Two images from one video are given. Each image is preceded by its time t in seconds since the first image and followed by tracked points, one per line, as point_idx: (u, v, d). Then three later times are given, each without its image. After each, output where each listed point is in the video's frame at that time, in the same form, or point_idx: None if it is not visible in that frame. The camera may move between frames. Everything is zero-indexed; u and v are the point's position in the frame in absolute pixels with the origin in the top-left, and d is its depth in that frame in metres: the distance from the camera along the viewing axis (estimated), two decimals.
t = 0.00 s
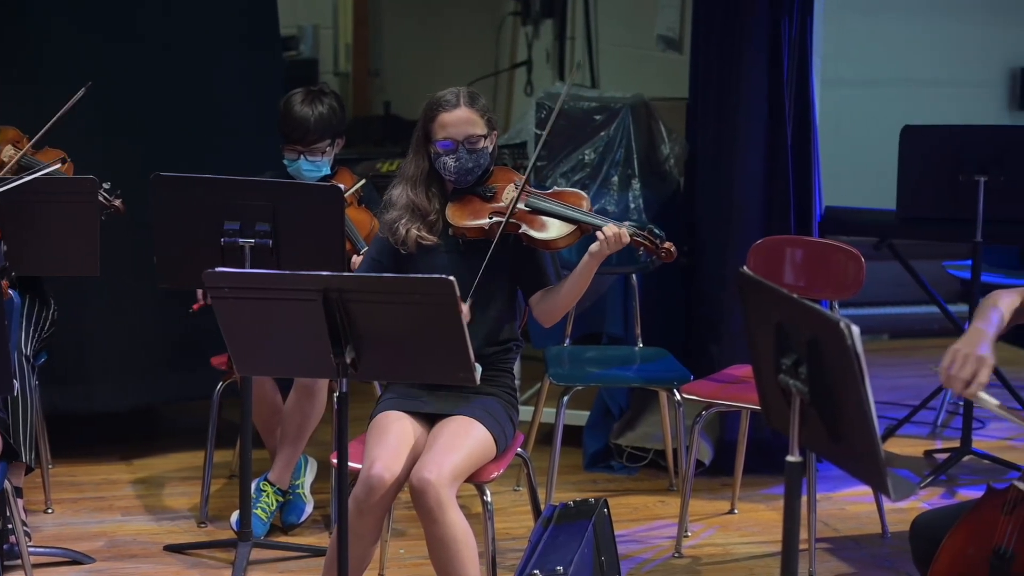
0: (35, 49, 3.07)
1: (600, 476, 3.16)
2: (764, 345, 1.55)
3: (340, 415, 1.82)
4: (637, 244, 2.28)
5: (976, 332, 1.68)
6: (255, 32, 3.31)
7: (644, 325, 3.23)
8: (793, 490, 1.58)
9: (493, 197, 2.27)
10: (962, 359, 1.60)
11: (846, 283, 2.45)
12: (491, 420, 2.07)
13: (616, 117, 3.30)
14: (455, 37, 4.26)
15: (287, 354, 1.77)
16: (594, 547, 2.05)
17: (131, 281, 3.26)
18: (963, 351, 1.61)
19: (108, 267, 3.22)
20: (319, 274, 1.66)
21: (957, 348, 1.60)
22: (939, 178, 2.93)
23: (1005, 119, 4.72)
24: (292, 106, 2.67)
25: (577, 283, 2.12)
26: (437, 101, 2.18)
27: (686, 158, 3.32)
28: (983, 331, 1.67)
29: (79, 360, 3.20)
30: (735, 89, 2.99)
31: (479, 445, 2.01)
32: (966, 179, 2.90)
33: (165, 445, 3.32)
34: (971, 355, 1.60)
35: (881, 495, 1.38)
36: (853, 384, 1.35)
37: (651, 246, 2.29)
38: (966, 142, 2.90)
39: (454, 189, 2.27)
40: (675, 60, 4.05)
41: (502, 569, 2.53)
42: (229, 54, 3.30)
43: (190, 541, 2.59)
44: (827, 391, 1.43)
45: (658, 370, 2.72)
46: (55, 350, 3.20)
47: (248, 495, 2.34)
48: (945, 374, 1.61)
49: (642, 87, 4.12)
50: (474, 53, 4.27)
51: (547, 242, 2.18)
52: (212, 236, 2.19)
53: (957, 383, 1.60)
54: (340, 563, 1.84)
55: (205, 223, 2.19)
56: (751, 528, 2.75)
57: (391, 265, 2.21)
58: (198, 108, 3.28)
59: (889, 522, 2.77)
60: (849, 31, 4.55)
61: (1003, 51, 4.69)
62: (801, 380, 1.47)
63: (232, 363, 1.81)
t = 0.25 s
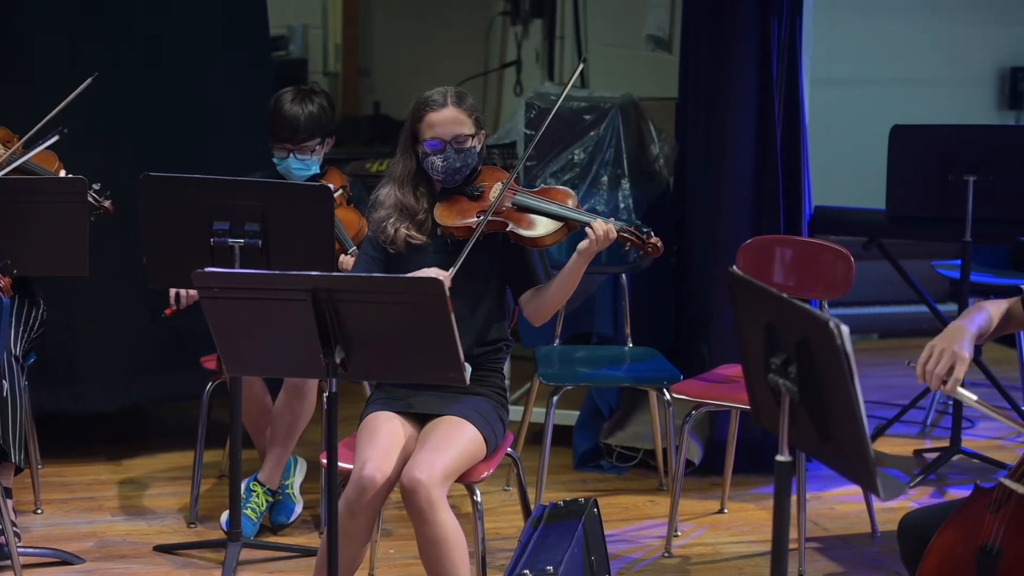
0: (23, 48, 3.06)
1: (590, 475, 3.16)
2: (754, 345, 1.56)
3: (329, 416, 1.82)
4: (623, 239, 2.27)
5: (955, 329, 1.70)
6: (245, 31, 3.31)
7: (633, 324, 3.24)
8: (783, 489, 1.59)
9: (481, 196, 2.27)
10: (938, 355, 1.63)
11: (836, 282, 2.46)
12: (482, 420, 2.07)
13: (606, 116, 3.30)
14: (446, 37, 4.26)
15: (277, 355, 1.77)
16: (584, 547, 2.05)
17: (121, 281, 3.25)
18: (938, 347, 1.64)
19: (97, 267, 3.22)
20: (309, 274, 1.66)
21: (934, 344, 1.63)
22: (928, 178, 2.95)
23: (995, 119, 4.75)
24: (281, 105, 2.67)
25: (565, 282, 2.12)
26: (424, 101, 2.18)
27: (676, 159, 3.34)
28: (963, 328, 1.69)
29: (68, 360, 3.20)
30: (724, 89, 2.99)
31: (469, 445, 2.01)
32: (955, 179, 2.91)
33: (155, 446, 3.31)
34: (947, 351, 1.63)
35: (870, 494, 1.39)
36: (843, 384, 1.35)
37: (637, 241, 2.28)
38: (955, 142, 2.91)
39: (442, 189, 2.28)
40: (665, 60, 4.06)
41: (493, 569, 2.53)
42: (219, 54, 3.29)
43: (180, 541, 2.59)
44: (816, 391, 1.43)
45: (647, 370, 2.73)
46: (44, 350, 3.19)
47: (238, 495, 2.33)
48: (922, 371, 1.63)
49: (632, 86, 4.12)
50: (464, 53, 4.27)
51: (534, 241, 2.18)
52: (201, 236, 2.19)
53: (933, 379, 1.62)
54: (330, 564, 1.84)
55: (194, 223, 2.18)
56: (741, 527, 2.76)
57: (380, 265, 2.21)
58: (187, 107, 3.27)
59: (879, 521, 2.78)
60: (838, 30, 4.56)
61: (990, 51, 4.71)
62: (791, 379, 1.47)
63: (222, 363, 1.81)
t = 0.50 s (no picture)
0: (12, 47, 3.05)
1: (580, 475, 3.17)
2: (744, 344, 1.56)
3: (319, 415, 1.82)
4: (613, 243, 2.27)
5: (976, 346, 1.69)
6: (234, 30, 3.30)
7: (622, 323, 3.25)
8: (773, 488, 1.59)
9: (471, 197, 2.27)
10: (972, 374, 1.61)
11: (825, 281, 2.47)
12: (472, 420, 2.08)
13: (595, 116, 3.30)
14: (436, 36, 4.26)
15: (267, 354, 1.77)
16: (575, 546, 2.05)
17: (110, 281, 3.24)
18: (972, 367, 1.62)
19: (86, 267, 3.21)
20: (299, 274, 1.66)
21: (970, 364, 1.61)
22: (917, 178, 2.96)
23: (984, 119, 4.78)
24: (269, 105, 2.67)
25: (553, 282, 2.12)
26: (416, 100, 2.19)
27: (665, 158, 3.40)
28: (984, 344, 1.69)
29: (58, 360, 3.19)
30: (714, 89, 3.00)
31: (459, 444, 2.01)
32: (944, 179, 2.92)
33: (145, 446, 3.30)
34: (980, 369, 1.61)
35: (860, 493, 1.39)
36: (833, 384, 1.36)
37: (627, 245, 2.29)
38: (945, 142, 2.92)
39: (433, 188, 2.28)
40: (655, 60, 4.11)
41: (483, 568, 2.54)
42: (208, 53, 3.28)
43: (170, 541, 2.59)
44: (805, 390, 1.44)
45: (637, 370, 2.73)
46: (33, 350, 3.18)
47: (228, 494, 2.33)
48: (957, 392, 1.61)
49: (623, 87, 4.15)
50: (455, 53, 4.27)
51: (524, 241, 2.17)
52: (191, 236, 2.19)
53: (968, 399, 1.60)
54: (320, 563, 1.84)
55: (184, 223, 2.18)
56: (731, 527, 2.76)
57: (370, 265, 2.21)
58: (177, 107, 3.27)
59: (869, 520, 2.79)
60: (826, 30, 4.58)
61: (979, 52, 4.72)
62: (780, 378, 1.48)
63: (211, 363, 1.81)
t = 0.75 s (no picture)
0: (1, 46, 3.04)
1: (570, 474, 3.17)
2: (734, 345, 1.57)
3: (310, 415, 1.83)
4: (605, 244, 2.28)
5: (952, 329, 1.70)
6: (224, 29, 3.30)
7: (612, 323, 3.25)
8: (763, 488, 1.60)
9: (462, 196, 2.26)
10: (943, 351, 1.62)
11: (816, 281, 2.48)
12: (462, 420, 2.08)
13: (586, 115, 3.31)
14: (423, 38, 4.27)
15: (257, 354, 1.77)
16: (565, 546, 2.06)
17: (100, 280, 3.23)
18: (942, 343, 1.63)
19: (76, 266, 3.20)
20: (289, 275, 1.66)
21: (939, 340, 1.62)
22: (908, 177, 2.97)
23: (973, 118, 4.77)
24: (258, 106, 2.66)
25: (545, 283, 2.12)
26: (407, 100, 2.20)
27: (655, 158, 3.38)
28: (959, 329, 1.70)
29: (47, 361, 3.18)
30: (704, 89, 3.01)
31: (449, 444, 2.01)
32: (934, 178, 2.93)
33: (135, 446, 3.30)
34: (951, 348, 1.62)
35: (851, 493, 1.40)
36: (823, 383, 1.36)
37: (619, 246, 2.29)
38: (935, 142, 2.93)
39: (424, 188, 2.28)
40: (645, 59, 4.05)
41: (473, 568, 2.54)
42: (198, 52, 3.28)
43: (160, 541, 2.58)
44: (796, 390, 1.44)
45: (627, 369, 2.74)
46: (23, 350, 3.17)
47: (218, 494, 2.33)
48: (923, 363, 1.62)
49: (612, 86, 4.15)
50: (445, 53, 4.27)
51: (516, 242, 2.17)
52: (181, 235, 2.18)
53: (934, 372, 1.61)
54: (310, 563, 1.84)
55: (174, 222, 2.18)
56: (721, 526, 2.77)
57: (361, 266, 2.21)
58: (166, 106, 3.26)
59: (859, 520, 2.80)
60: (816, 30, 4.59)
61: (967, 51, 4.74)
62: (770, 378, 1.49)
63: (202, 363, 1.81)
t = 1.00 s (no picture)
0: None
1: (562, 474, 3.18)
2: (725, 344, 1.57)
3: (301, 415, 1.82)
4: (596, 238, 2.28)
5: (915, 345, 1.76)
6: (215, 28, 3.29)
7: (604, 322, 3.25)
8: (755, 487, 1.60)
9: (452, 194, 2.27)
10: (902, 379, 1.69)
11: (807, 280, 2.48)
12: (454, 419, 2.08)
13: (577, 115, 3.31)
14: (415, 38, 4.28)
15: (248, 354, 1.77)
16: (556, 545, 2.06)
17: (91, 280, 3.22)
18: (899, 372, 1.70)
19: (66, 267, 3.19)
20: (279, 274, 1.66)
21: (897, 369, 1.70)
22: (899, 177, 2.98)
23: (964, 117, 4.81)
24: (253, 105, 2.66)
25: (537, 280, 2.13)
26: (395, 99, 2.19)
27: (647, 157, 3.39)
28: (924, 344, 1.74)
29: (38, 361, 3.17)
30: (695, 88, 3.01)
31: (441, 444, 2.02)
32: (925, 178, 2.95)
33: (126, 446, 3.29)
34: (910, 373, 1.69)
35: (842, 492, 1.40)
36: (814, 382, 1.37)
37: (610, 239, 2.29)
38: (925, 141, 2.94)
39: (414, 187, 2.28)
40: (636, 59, 4.01)
41: (465, 568, 2.54)
42: (188, 51, 3.27)
43: (151, 541, 2.58)
44: (787, 389, 1.45)
45: (618, 369, 2.74)
46: (13, 351, 3.16)
47: (209, 494, 2.32)
48: (889, 396, 1.70)
49: (603, 86, 4.16)
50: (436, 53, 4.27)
51: (508, 239, 2.18)
52: (171, 235, 2.18)
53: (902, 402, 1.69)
54: (302, 563, 1.84)
55: (165, 222, 2.17)
56: (713, 526, 2.78)
57: (351, 265, 2.21)
58: (157, 105, 3.25)
59: (850, 519, 2.81)
60: (806, 30, 4.61)
61: (957, 51, 4.76)
62: (761, 377, 1.49)
63: (193, 363, 1.81)
